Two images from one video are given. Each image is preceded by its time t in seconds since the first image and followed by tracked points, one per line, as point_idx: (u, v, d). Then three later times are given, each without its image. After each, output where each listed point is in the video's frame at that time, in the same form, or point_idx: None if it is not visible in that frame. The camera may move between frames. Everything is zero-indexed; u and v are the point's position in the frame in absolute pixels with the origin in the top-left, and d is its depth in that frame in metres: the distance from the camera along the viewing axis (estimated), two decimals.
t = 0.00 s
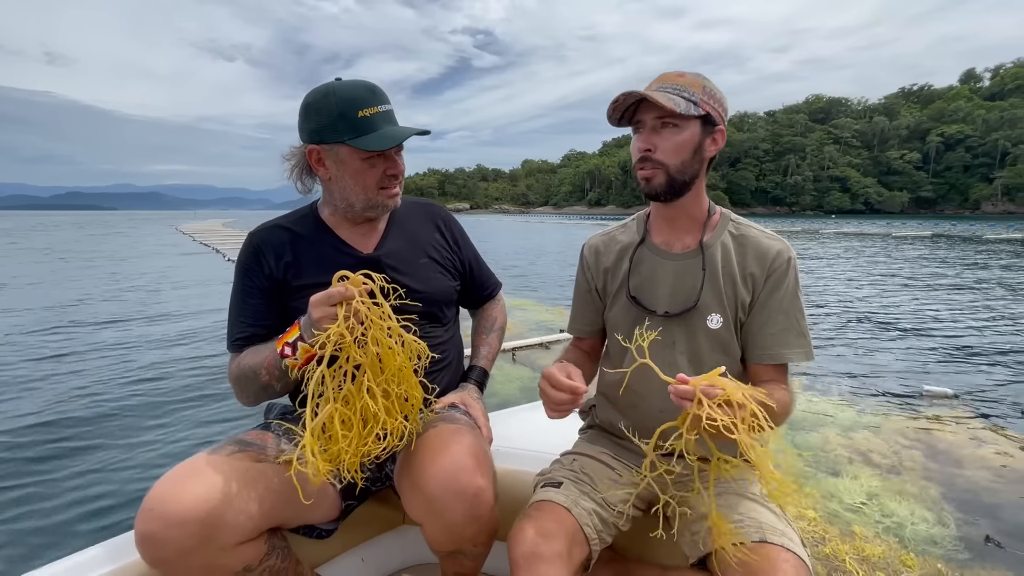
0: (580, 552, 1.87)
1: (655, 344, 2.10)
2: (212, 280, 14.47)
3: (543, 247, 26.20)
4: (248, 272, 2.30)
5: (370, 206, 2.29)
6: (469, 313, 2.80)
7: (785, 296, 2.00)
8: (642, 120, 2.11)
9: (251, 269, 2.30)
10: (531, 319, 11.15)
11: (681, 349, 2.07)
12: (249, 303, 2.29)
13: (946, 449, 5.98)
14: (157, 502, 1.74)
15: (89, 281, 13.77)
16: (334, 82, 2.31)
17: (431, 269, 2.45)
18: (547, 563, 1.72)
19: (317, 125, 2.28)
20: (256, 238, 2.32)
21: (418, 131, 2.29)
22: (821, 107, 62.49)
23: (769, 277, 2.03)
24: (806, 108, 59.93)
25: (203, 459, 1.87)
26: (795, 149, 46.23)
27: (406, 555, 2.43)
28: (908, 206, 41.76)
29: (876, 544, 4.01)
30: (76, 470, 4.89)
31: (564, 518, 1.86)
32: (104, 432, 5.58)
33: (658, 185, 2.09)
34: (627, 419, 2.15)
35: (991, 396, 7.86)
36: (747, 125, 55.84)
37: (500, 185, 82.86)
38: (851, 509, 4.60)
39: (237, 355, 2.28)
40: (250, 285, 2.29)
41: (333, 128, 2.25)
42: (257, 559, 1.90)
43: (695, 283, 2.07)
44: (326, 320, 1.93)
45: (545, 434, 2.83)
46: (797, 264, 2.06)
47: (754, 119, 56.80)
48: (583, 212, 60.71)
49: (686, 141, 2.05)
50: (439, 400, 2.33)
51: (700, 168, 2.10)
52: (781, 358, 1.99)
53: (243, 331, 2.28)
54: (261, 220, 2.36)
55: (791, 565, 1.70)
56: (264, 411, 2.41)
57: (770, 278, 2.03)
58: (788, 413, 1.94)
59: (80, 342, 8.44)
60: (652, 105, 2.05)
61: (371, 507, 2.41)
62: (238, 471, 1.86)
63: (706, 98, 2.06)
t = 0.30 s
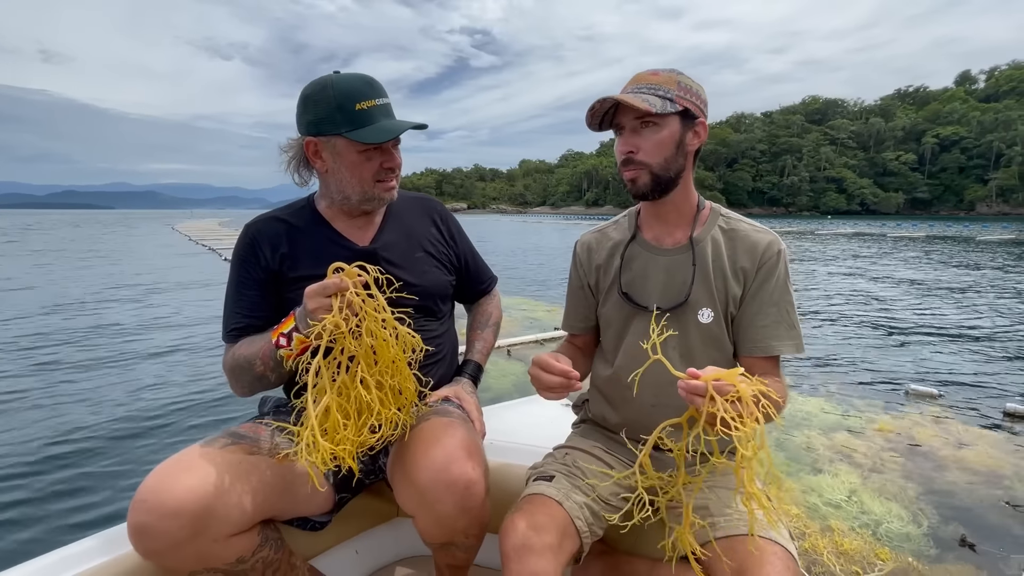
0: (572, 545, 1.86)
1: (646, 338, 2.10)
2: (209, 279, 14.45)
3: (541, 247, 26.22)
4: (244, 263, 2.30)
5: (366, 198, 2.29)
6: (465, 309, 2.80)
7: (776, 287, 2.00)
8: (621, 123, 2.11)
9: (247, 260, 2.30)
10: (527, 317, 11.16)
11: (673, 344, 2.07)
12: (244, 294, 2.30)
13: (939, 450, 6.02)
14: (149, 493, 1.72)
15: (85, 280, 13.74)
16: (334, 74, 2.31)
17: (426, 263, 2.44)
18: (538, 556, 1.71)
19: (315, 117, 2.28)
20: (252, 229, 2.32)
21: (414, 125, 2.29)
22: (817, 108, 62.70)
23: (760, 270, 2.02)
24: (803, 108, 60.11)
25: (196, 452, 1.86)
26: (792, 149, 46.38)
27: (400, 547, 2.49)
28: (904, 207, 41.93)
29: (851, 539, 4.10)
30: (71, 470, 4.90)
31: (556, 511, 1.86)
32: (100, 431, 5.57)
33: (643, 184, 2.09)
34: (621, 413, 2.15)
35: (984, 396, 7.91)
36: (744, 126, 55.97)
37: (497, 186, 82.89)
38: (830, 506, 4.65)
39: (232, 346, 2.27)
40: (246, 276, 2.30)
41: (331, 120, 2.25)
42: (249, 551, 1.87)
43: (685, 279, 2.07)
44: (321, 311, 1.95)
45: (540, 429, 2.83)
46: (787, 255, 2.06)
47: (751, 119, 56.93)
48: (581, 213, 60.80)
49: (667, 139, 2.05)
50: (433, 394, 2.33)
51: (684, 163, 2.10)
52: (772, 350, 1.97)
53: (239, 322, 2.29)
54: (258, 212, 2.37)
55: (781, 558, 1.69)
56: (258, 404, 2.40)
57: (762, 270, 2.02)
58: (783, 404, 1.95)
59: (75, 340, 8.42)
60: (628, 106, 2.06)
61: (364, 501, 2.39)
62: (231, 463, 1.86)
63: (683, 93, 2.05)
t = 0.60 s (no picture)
0: (572, 540, 1.86)
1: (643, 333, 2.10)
2: (205, 279, 14.37)
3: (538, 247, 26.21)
4: (241, 260, 2.29)
5: (361, 194, 2.28)
6: (461, 305, 2.79)
7: (772, 282, 2.00)
8: (626, 116, 2.10)
9: (245, 258, 2.28)
10: (524, 317, 11.15)
11: (670, 335, 2.07)
12: (242, 291, 2.28)
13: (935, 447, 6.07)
14: (148, 495, 1.71)
15: (80, 280, 13.64)
16: (327, 71, 2.30)
17: (423, 259, 2.43)
18: (537, 552, 1.70)
19: (309, 113, 2.27)
20: (249, 226, 2.30)
21: (410, 120, 2.28)
22: (813, 109, 63.00)
23: (756, 264, 2.03)
24: (799, 110, 60.39)
25: (194, 452, 1.85)
26: (788, 150, 46.57)
27: (403, 546, 2.47)
28: (898, 209, 42.18)
29: (839, 536, 4.15)
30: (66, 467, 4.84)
31: (555, 508, 1.85)
32: (95, 431, 5.52)
33: (649, 177, 2.09)
34: (619, 409, 2.14)
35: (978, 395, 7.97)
36: (740, 127, 56.18)
37: (494, 186, 82.86)
38: (819, 504, 4.66)
39: (230, 343, 2.26)
40: (242, 273, 2.28)
41: (324, 116, 2.24)
42: (250, 551, 1.86)
43: (683, 271, 2.07)
44: (320, 305, 1.94)
45: (541, 425, 2.82)
46: (784, 251, 2.06)
47: (747, 120, 57.13)
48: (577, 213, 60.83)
49: (673, 132, 2.05)
50: (430, 391, 2.32)
51: (688, 157, 2.10)
52: (767, 343, 1.98)
53: (236, 319, 2.28)
54: (254, 209, 2.35)
55: (778, 551, 1.68)
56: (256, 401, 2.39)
57: (758, 264, 2.02)
58: (773, 400, 1.94)
59: (67, 340, 8.36)
60: (635, 99, 2.05)
61: (367, 497, 2.37)
62: (230, 463, 1.84)
63: (688, 87, 2.07)
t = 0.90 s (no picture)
0: (581, 539, 1.86)
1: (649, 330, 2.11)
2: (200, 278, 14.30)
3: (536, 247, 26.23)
4: (245, 261, 2.29)
5: (364, 193, 2.27)
6: (464, 305, 2.79)
7: (778, 275, 2.01)
8: (634, 112, 2.12)
9: (248, 259, 2.28)
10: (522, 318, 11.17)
11: (677, 328, 2.08)
12: (246, 291, 2.28)
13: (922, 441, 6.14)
14: (155, 496, 1.71)
15: (75, 280, 13.55)
16: (328, 72, 2.30)
17: (426, 258, 2.43)
18: (546, 550, 1.70)
19: (312, 113, 2.26)
20: (253, 227, 2.30)
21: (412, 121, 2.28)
22: (808, 110, 63.23)
23: (762, 258, 2.03)
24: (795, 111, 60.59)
25: (200, 453, 1.85)
26: (784, 152, 46.68)
27: (410, 545, 2.47)
28: (893, 210, 42.45)
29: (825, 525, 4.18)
30: (62, 474, 4.81)
31: (564, 507, 1.86)
32: (91, 435, 5.49)
33: (655, 170, 2.10)
34: (626, 406, 2.15)
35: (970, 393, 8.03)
36: (736, 129, 56.34)
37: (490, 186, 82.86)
38: (807, 495, 4.69)
39: (235, 344, 2.26)
40: (246, 274, 2.28)
41: (327, 116, 2.24)
42: (256, 553, 1.85)
43: (690, 265, 2.08)
44: (324, 302, 1.94)
45: (544, 424, 2.82)
46: (790, 246, 2.06)
47: (744, 121, 57.31)
48: (574, 213, 60.90)
49: (678, 126, 2.06)
50: (435, 390, 2.32)
51: (693, 153, 2.11)
52: (772, 336, 1.98)
53: (240, 320, 2.27)
54: (257, 210, 2.35)
55: (785, 547, 1.69)
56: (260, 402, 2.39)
57: (764, 259, 2.03)
58: (777, 390, 1.95)
59: (63, 342, 8.31)
60: (644, 94, 2.07)
61: (371, 498, 2.38)
62: (236, 462, 1.84)
63: (693, 85, 2.09)
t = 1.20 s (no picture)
0: (587, 540, 1.86)
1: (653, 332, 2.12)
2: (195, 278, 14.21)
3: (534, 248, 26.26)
4: (249, 260, 2.28)
5: (368, 192, 2.27)
6: (466, 306, 2.79)
7: (782, 277, 2.01)
8: (629, 117, 2.14)
9: (252, 258, 2.27)
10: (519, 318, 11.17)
11: (681, 331, 2.09)
12: (250, 290, 2.27)
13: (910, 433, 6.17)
14: (157, 495, 1.70)
15: (68, 279, 13.43)
16: (333, 71, 2.30)
17: (428, 257, 2.43)
18: (554, 551, 1.71)
19: (315, 113, 2.26)
20: (257, 226, 2.30)
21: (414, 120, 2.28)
22: (804, 112, 63.49)
23: (765, 260, 2.04)
24: (791, 113, 60.83)
25: (201, 451, 1.84)
26: (779, 153, 46.89)
27: (410, 545, 2.47)
28: (888, 212, 42.68)
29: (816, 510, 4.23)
30: (54, 475, 4.75)
31: (571, 508, 1.86)
32: (84, 435, 5.43)
33: (650, 173, 2.11)
34: (631, 407, 2.16)
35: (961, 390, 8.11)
36: (731, 130, 56.52)
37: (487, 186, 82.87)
38: (800, 482, 4.78)
39: (238, 342, 2.25)
40: (251, 273, 2.27)
41: (331, 115, 2.23)
42: (257, 551, 1.85)
43: (693, 267, 2.09)
44: (330, 299, 1.94)
45: (544, 426, 2.83)
46: (794, 247, 2.07)
47: (740, 123, 57.52)
48: (571, 214, 60.97)
49: (672, 130, 2.07)
50: (437, 389, 2.32)
51: (689, 156, 2.11)
52: (778, 337, 2.00)
53: (244, 318, 2.26)
54: (262, 210, 2.35)
55: (790, 547, 1.70)
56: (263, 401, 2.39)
57: (767, 260, 2.04)
58: (782, 394, 1.97)
59: (56, 341, 8.27)
60: (638, 100, 2.08)
61: (373, 499, 2.38)
62: (239, 460, 1.84)
63: (687, 90, 2.08)
